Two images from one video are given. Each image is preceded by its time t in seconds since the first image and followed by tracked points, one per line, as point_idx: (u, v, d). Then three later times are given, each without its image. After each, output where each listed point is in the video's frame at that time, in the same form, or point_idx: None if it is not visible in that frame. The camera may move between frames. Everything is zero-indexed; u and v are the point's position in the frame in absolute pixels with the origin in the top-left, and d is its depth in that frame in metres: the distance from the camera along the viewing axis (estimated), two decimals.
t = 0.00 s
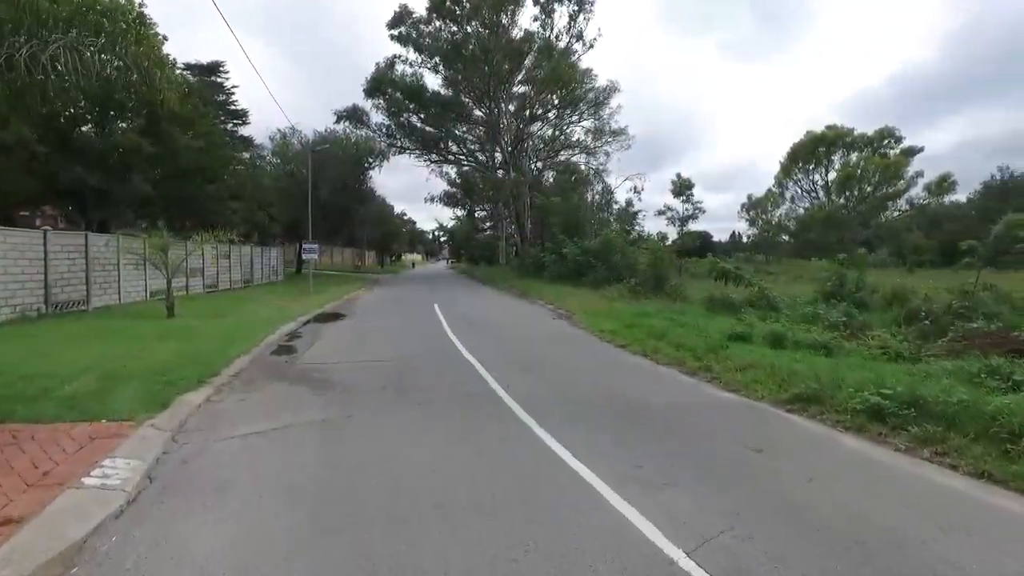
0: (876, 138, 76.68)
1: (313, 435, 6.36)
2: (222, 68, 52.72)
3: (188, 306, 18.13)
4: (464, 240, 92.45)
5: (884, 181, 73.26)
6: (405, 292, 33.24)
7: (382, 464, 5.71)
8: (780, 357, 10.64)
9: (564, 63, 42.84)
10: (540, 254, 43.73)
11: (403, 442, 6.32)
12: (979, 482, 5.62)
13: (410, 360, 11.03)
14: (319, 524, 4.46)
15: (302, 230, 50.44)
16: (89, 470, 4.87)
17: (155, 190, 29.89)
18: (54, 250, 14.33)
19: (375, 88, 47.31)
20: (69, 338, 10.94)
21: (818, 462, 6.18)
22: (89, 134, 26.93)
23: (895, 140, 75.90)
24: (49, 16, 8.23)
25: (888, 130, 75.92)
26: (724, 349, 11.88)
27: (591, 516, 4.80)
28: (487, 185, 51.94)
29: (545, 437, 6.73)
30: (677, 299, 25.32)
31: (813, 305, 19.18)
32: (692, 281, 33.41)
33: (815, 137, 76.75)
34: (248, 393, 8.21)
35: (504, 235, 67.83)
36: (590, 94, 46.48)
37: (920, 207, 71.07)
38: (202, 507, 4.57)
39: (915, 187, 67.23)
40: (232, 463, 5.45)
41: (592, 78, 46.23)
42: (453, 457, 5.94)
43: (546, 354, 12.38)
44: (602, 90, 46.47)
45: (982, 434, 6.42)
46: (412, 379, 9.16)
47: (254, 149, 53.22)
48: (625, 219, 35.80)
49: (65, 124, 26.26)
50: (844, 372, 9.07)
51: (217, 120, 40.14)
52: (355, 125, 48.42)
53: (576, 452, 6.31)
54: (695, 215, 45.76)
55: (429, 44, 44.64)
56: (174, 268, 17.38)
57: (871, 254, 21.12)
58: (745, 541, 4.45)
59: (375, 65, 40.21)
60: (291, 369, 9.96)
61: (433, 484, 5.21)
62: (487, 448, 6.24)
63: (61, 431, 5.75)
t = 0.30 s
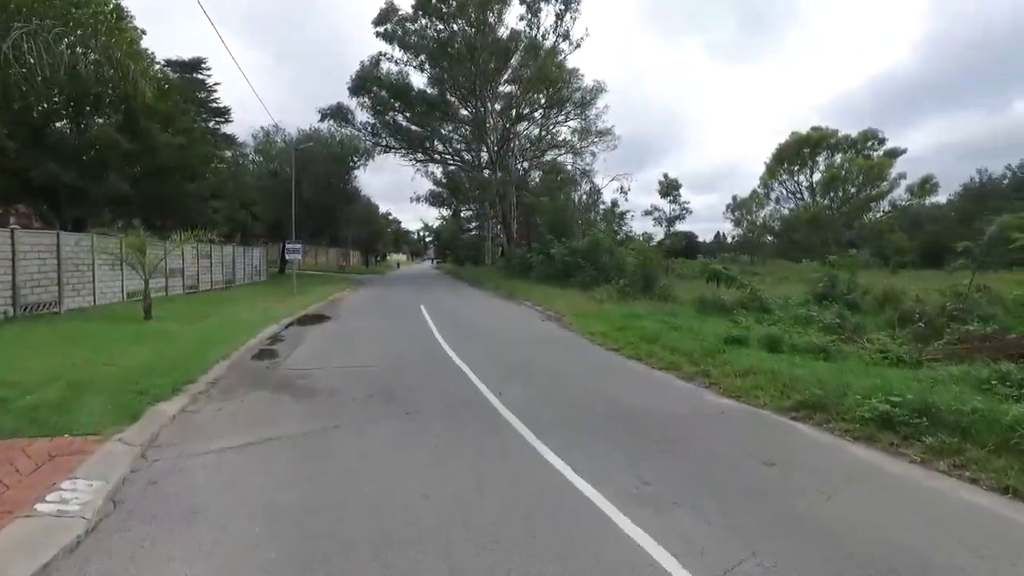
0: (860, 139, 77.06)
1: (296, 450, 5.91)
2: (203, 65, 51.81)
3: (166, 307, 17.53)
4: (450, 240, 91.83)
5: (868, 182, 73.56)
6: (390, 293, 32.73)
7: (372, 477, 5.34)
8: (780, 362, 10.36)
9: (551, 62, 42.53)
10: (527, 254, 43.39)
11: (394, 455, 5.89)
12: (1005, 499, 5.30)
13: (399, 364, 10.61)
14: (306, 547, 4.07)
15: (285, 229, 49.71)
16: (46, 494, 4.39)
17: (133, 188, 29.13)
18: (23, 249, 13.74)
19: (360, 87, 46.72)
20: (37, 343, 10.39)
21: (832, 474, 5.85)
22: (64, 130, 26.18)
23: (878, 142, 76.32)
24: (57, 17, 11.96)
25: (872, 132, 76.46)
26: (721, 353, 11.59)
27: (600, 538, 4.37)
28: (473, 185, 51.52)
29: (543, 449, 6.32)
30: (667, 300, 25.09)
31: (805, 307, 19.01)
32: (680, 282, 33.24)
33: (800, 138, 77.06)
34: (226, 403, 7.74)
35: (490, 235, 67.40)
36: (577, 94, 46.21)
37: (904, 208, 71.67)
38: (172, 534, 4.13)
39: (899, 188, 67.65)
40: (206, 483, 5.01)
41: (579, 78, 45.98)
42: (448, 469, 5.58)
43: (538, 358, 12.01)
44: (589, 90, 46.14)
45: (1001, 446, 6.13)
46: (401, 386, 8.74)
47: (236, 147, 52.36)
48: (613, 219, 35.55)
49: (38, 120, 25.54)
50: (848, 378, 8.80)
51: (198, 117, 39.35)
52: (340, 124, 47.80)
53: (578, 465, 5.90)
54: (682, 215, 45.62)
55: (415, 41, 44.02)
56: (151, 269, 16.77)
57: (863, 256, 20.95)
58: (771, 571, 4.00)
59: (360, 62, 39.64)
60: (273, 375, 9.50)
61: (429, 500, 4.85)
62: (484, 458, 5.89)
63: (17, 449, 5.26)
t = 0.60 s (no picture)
0: (851, 140, 77.01)
1: (288, 465, 5.51)
2: (191, 63, 51.11)
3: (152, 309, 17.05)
4: (442, 240, 91.38)
5: (859, 183, 73.23)
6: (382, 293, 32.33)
7: (370, 494, 4.95)
8: (787, 367, 10.07)
9: (543, 61, 42.18)
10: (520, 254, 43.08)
11: (393, 470, 5.51)
12: None
13: (395, 369, 10.22)
14: None
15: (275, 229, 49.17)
16: (10, 519, 3.99)
17: (119, 186, 28.54)
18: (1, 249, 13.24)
19: (351, 85, 46.19)
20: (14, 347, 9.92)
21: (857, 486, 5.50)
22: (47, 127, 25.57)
23: (869, 143, 76.21)
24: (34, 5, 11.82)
25: (863, 133, 76.69)
26: (725, 356, 11.30)
27: (620, 564, 3.99)
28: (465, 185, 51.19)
29: (550, 460, 5.96)
30: (663, 301, 24.80)
31: (804, 308, 18.78)
32: (674, 282, 33.02)
33: (792, 138, 77.13)
34: (213, 411, 7.32)
35: (482, 235, 66.99)
36: (569, 94, 45.89)
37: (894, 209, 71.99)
38: (149, 563, 3.73)
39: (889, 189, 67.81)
40: (188, 503, 4.60)
41: (572, 78, 45.67)
42: (453, 484, 5.20)
43: (538, 361, 11.67)
44: (581, 90, 45.82)
45: None
46: (398, 392, 8.36)
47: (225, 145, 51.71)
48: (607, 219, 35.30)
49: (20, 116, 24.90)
50: (862, 383, 8.50)
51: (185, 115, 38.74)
52: (330, 123, 47.35)
53: (589, 478, 5.53)
54: (675, 215, 45.45)
55: (406, 40, 43.55)
56: (136, 269, 16.28)
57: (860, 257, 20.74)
58: None
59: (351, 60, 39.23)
60: (263, 381, 9.08)
61: (433, 522, 4.46)
62: (490, 472, 5.52)
63: None
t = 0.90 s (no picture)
0: (844, 141, 76.89)
1: (282, 482, 5.13)
2: (182, 61, 50.43)
3: (140, 311, 16.59)
4: (434, 240, 90.90)
5: (852, 184, 73.22)
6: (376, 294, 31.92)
7: (373, 516, 4.57)
8: (800, 373, 9.76)
9: (538, 60, 41.84)
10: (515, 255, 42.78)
11: (394, 487, 5.14)
12: None
13: (392, 373, 9.85)
14: None
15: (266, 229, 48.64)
16: None
17: (107, 186, 27.96)
18: None
19: (343, 84, 45.71)
20: None
21: (891, 502, 5.17)
22: (32, 123, 25.07)
23: (862, 144, 76.16)
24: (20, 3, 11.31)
25: (856, 134, 76.75)
26: (732, 360, 10.99)
27: None
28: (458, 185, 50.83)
29: (562, 475, 5.61)
30: (661, 303, 24.47)
31: (806, 310, 18.52)
32: (670, 283, 32.82)
33: (786, 139, 77.14)
34: (202, 421, 6.93)
35: (475, 235, 66.60)
36: (563, 94, 45.55)
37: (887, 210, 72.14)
38: None
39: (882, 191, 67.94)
40: (174, 528, 4.21)
41: (566, 78, 45.32)
42: (462, 504, 4.83)
43: (539, 364, 11.31)
44: (575, 89, 45.49)
45: None
46: (397, 399, 7.99)
47: (215, 144, 51.08)
48: (603, 219, 34.98)
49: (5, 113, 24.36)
50: (879, 390, 8.20)
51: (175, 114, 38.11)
52: (323, 122, 46.88)
53: (604, 495, 5.18)
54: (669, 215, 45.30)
55: (400, 38, 43.06)
56: (123, 270, 15.80)
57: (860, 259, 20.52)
58: None
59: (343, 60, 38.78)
60: (255, 388, 8.67)
61: (443, 548, 4.11)
62: (501, 490, 5.15)
63: None
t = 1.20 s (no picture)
0: (833, 142, 76.88)
1: (271, 502, 4.70)
2: (169, 58, 49.68)
3: (123, 313, 16.07)
4: (425, 240, 90.41)
5: (843, 185, 72.68)
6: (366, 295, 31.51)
7: (373, 542, 4.16)
8: (810, 378, 9.44)
9: (530, 59, 41.47)
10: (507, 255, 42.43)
11: (395, 507, 4.73)
12: None
13: (387, 378, 9.43)
14: None
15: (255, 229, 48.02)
16: None
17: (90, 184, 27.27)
18: None
19: (333, 82, 45.16)
20: None
21: (928, 521, 4.81)
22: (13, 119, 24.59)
23: (852, 145, 76.08)
24: None
25: (846, 135, 76.87)
26: (738, 365, 10.67)
27: None
28: (449, 184, 50.43)
29: (574, 492, 5.22)
30: (658, 305, 24.20)
31: (807, 311, 18.24)
32: (663, 284, 32.61)
33: (776, 140, 77.24)
34: (187, 433, 6.47)
35: (466, 235, 66.18)
36: (554, 94, 45.20)
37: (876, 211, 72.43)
38: None
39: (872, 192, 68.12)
40: (151, 560, 3.78)
41: (557, 77, 44.98)
42: (469, 527, 4.44)
43: (539, 369, 10.93)
44: (567, 89, 45.13)
45: None
46: (393, 408, 7.58)
47: (203, 143, 50.38)
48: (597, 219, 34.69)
49: None
50: (896, 397, 7.88)
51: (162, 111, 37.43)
52: (313, 120, 46.39)
53: (622, 514, 4.79)
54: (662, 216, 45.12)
55: (390, 37, 42.53)
56: (105, 270, 15.26)
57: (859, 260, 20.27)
58: None
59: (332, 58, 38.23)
60: (243, 395, 8.22)
61: None
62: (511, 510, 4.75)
63: None
